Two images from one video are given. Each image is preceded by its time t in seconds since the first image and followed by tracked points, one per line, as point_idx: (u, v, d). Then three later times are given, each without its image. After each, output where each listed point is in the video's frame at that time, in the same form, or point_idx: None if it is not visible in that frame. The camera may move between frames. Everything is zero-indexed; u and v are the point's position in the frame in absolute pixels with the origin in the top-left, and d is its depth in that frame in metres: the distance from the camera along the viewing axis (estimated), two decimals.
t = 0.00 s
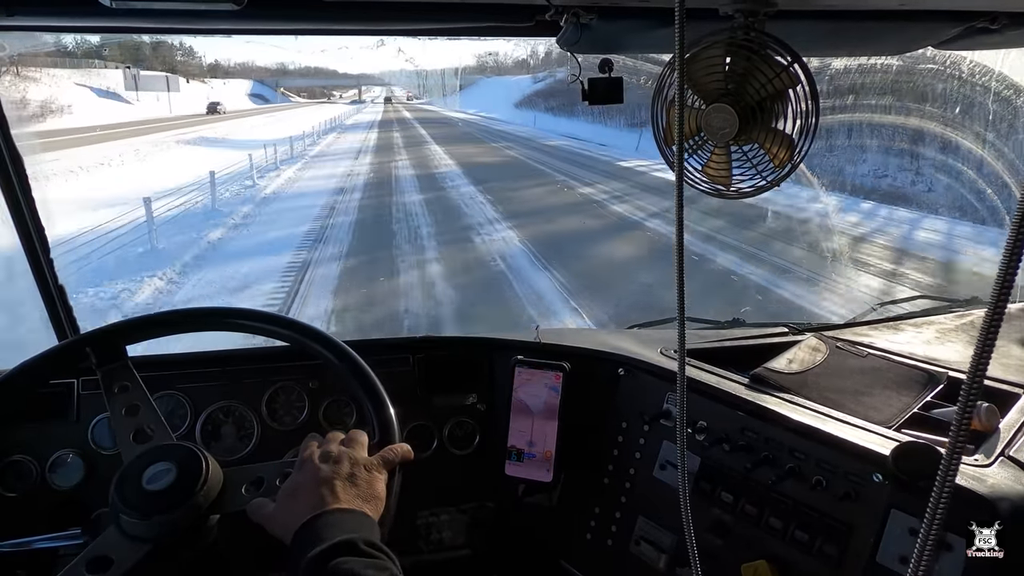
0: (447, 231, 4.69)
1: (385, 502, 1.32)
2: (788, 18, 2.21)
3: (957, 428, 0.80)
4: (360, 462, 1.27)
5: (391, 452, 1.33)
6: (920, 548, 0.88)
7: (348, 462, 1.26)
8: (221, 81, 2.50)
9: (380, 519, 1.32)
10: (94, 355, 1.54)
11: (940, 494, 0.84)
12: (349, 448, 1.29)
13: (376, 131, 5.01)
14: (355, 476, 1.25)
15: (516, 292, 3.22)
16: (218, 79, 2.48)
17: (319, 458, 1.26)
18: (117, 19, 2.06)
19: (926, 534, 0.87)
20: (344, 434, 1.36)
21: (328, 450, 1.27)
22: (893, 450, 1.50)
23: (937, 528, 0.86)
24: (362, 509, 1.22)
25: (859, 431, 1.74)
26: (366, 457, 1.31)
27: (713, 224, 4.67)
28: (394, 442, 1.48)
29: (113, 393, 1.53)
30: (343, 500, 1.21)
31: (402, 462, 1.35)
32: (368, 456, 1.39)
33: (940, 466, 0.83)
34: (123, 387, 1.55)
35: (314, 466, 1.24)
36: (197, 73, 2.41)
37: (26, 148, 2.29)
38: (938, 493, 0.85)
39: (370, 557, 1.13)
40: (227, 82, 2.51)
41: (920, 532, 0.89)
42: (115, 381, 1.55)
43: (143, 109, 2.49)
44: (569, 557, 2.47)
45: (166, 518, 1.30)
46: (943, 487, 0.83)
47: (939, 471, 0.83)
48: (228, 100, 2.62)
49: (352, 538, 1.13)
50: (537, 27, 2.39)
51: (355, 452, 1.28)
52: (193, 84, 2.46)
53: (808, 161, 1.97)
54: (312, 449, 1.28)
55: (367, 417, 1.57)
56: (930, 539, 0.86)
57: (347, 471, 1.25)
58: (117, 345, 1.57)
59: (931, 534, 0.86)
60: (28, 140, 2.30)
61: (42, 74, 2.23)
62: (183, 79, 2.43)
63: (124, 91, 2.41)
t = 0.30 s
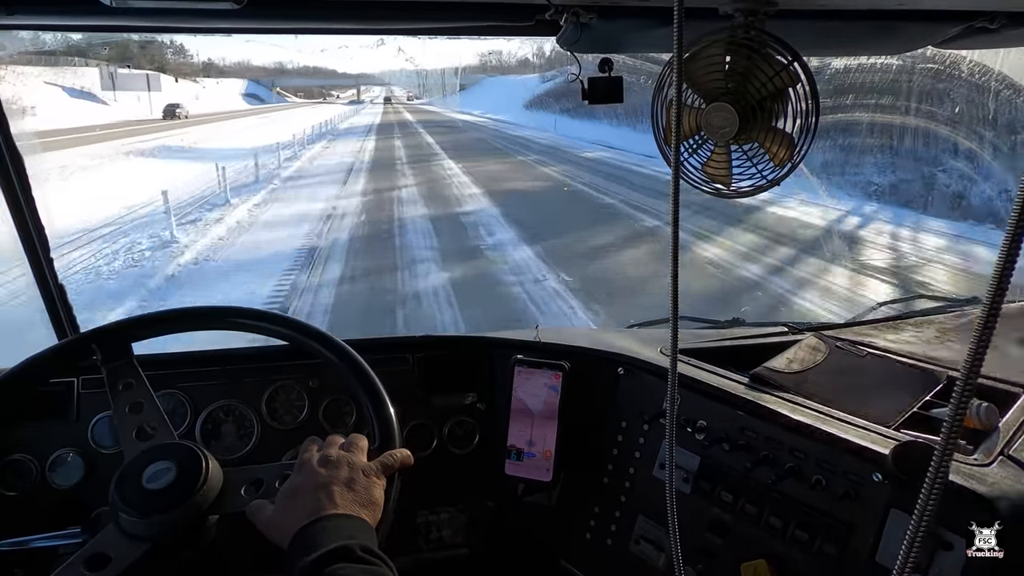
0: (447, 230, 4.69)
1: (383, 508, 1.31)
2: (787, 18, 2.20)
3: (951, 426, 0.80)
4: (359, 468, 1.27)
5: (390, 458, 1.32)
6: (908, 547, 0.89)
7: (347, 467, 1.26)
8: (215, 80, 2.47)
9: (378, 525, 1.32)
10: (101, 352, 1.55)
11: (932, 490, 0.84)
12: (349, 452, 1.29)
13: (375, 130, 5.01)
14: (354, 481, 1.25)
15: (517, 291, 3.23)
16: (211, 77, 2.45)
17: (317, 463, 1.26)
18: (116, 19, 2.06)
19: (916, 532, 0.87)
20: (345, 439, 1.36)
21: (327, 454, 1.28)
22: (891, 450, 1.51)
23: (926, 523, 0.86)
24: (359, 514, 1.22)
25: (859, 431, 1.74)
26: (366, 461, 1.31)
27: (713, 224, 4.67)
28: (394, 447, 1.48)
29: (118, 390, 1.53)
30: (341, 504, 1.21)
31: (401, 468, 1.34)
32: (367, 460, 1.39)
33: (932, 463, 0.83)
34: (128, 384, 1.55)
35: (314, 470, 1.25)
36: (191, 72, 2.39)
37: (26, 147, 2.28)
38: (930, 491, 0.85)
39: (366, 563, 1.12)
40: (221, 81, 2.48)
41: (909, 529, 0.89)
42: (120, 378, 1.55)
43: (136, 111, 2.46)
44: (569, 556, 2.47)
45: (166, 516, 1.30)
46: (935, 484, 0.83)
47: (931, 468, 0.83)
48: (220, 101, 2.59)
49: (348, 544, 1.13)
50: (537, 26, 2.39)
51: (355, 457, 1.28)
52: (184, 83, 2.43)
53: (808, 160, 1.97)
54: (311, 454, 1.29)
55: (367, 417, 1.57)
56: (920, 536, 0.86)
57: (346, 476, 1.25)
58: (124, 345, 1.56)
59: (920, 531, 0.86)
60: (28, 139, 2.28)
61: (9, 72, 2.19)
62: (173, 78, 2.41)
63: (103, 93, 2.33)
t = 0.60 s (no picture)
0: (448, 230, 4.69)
1: (383, 505, 1.31)
2: (788, 21, 2.20)
3: (953, 430, 0.80)
4: (359, 466, 1.27)
5: (389, 456, 1.32)
6: (914, 552, 0.87)
7: (346, 466, 1.26)
8: (209, 80, 2.49)
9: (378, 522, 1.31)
10: (95, 354, 1.54)
11: (935, 494, 0.84)
12: (348, 451, 1.29)
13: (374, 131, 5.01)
14: (354, 479, 1.25)
15: (518, 292, 3.23)
16: (204, 77, 2.47)
17: (316, 462, 1.26)
18: (116, 19, 2.06)
19: (919, 539, 0.86)
20: (344, 438, 1.36)
21: (327, 453, 1.27)
22: (892, 453, 1.51)
23: (931, 526, 0.85)
24: (359, 512, 1.22)
25: (860, 434, 1.74)
26: (365, 460, 1.31)
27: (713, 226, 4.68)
28: (393, 445, 1.48)
29: (114, 392, 1.53)
30: (341, 503, 1.21)
31: (401, 466, 1.35)
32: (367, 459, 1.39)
33: (935, 468, 0.83)
34: (124, 385, 1.55)
35: (314, 469, 1.25)
36: (186, 73, 2.40)
37: (26, 147, 2.27)
38: (933, 494, 0.84)
39: (366, 559, 1.12)
40: (214, 81, 2.51)
41: (914, 533, 0.88)
42: (116, 380, 1.55)
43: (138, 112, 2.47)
44: (568, 558, 2.46)
45: (164, 518, 1.30)
46: (938, 489, 0.83)
47: (934, 472, 0.83)
48: (209, 100, 2.64)
49: (349, 540, 1.13)
50: (538, 28, 2.39)
51: (354, 455, 1.28)
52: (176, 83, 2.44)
53: (808, 163, 1.98)
54: (311, 453, 1.28)
55: (367, 418, 1.56)
56: (923, 542, 0.85)
57: (346, 474, 1.25)
58: (120, 346, 1.57)
59: (924, 537, 0.85)
60: (29, 139, 2.27)
61: None
62: (163, 77, 2.41)
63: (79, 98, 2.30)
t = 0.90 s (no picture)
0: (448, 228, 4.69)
1: (382, 506, 1.32)
2: (787, 20, 2.21)
3: (960, 430, 0.81)
4: (358, 466, 1.27)
5: (389, 456, 1.33)
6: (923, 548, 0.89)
7: (346, 466, 1.27)
8: (200, 79, 2.42)
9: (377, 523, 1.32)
10: (100, 351, 1.55)
11: (942, 494, 0.85)
12: (348, 451, 1.29)
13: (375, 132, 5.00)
14: (353, 480, 1.25)
15: (518, 290, 3.23)
16: (196, 76, 2.41)
17: (316, 462, 1.26)
18: (117, 17, 2.06)
19: (928, 536, 0.88)
20: (344, 437, 1.36)
21: (327, 453, 1.28)
22: (890, 451, 1.51)
23: (938, 530, 0.87)
24: (357, 513, 1.22)
25: (859, 432, 1.75)
26: (365, 460, 1.31)
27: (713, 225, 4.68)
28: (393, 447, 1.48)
29: (117, 388, 1.53)
30: (340, 503, 1.21)
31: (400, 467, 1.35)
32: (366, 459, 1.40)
33: (942, 467, 0.84)
34: (127, 382, 1.55)
35: (313, 469, 1.25)
36: (177, 71, 2.35)
37: (27, 146, 2.28)
38: (940, 494, 0.86)
39: (364, 562, 1.13)
40: (205, 80, 2.44)
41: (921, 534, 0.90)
42: (119, 377, 1.55)
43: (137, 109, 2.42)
44: (568, 556, 2.47)
45: (164, 515, 1.30)
46: (945, 489, 0.84)
47: (941, 473, 0.84)
48: (198, 100, 2.52)
49: (348, 542, 1.14)
50: (538, 27, 2.39)
51: (354, 456, 1.29)
52: (167, 82, 2.38)
53: (808, 162, 1.98)
54: (311, 453, 1.29)
55: (366, 416, 1.56)
56: (932, 540, 0.87)
57: (345, 474, 1.25)
58: (123, 344, 1.57)
59: (932, 536, 0.87)
60: (29, 138, 2.28)
61: None
62: (146, 74, 2.34)
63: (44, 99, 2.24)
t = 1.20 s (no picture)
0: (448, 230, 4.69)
1: (383, 507, 1.32)
2: (787, 21, 2.20)
3: (956, 429, 0.81)
4: (359, 467, 1.27)
5: (389, 458, 1.33)
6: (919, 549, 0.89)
7: (347, 467, 1.27)
8: (191, 79, 2.39)
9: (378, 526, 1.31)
10: (99, 353, 1.54)
11: (938, 494, 0.85)
12: (348, 452, 1.30)
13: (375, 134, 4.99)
14: (354, 481, 1.25)
15: (519, 291, 3.23)
16: (187, 75, 2.38)
17: (317, 464, 1.26)
18: (117, 18, 2.05)
19: (923, 536, 0.88)
20: (344, 439, 1.36)
21: (326, 455, 1.28)
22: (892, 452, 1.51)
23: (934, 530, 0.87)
24: (358, 514, 1.22)
25: (860, 434, 1.74)
26: (365, 463, 1.32)
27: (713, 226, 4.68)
28: (393, 447, 1.48)
29: (116, 391, 1.53)
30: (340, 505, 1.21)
31: (401, 468, 1.35)
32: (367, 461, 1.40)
33: (939, 466, 0.83)
34: (126, 385, 1.54)
35: (314, 471, 1.25)
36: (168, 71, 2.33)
37: (27, 146, 2.27)
38: (936, 494, 0.85)
39: (365, 563, 1.12)
40: (197, 80, 2.41)
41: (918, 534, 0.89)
42: (118, 379, 1.54)
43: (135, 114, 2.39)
44: (569, 558, 2.47)
45: (164, 518, 1.30)
46: (940, 489, 0.84)
47: (938, 471, 0.84)
48: (183, 101, 2.43)
49: (347, 544, 1.13)
50: (538, 28, 2.39)
51: (354, 458, 1.29)
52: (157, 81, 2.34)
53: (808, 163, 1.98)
54: (311, 454, 1.29)
55: (367, 418, 1.56)
56: (928, 541, 0.87)
57: (346, 476, 1.25)
58: (123, 346, 1.56)
59: (928, 537, 0.87)
60: (30, 139, 2.27)
61: None
62: (131, 73, 2.30)
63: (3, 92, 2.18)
